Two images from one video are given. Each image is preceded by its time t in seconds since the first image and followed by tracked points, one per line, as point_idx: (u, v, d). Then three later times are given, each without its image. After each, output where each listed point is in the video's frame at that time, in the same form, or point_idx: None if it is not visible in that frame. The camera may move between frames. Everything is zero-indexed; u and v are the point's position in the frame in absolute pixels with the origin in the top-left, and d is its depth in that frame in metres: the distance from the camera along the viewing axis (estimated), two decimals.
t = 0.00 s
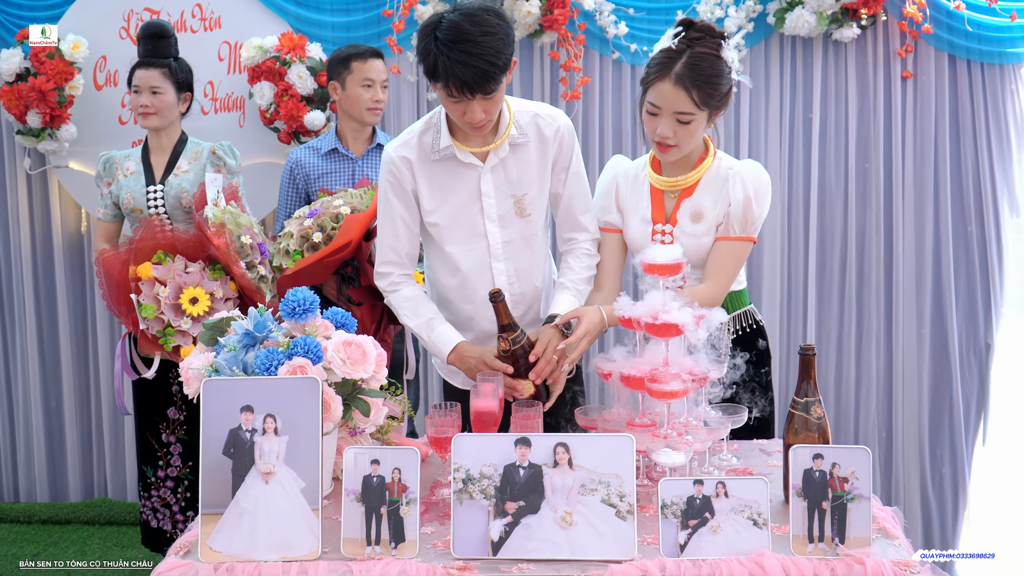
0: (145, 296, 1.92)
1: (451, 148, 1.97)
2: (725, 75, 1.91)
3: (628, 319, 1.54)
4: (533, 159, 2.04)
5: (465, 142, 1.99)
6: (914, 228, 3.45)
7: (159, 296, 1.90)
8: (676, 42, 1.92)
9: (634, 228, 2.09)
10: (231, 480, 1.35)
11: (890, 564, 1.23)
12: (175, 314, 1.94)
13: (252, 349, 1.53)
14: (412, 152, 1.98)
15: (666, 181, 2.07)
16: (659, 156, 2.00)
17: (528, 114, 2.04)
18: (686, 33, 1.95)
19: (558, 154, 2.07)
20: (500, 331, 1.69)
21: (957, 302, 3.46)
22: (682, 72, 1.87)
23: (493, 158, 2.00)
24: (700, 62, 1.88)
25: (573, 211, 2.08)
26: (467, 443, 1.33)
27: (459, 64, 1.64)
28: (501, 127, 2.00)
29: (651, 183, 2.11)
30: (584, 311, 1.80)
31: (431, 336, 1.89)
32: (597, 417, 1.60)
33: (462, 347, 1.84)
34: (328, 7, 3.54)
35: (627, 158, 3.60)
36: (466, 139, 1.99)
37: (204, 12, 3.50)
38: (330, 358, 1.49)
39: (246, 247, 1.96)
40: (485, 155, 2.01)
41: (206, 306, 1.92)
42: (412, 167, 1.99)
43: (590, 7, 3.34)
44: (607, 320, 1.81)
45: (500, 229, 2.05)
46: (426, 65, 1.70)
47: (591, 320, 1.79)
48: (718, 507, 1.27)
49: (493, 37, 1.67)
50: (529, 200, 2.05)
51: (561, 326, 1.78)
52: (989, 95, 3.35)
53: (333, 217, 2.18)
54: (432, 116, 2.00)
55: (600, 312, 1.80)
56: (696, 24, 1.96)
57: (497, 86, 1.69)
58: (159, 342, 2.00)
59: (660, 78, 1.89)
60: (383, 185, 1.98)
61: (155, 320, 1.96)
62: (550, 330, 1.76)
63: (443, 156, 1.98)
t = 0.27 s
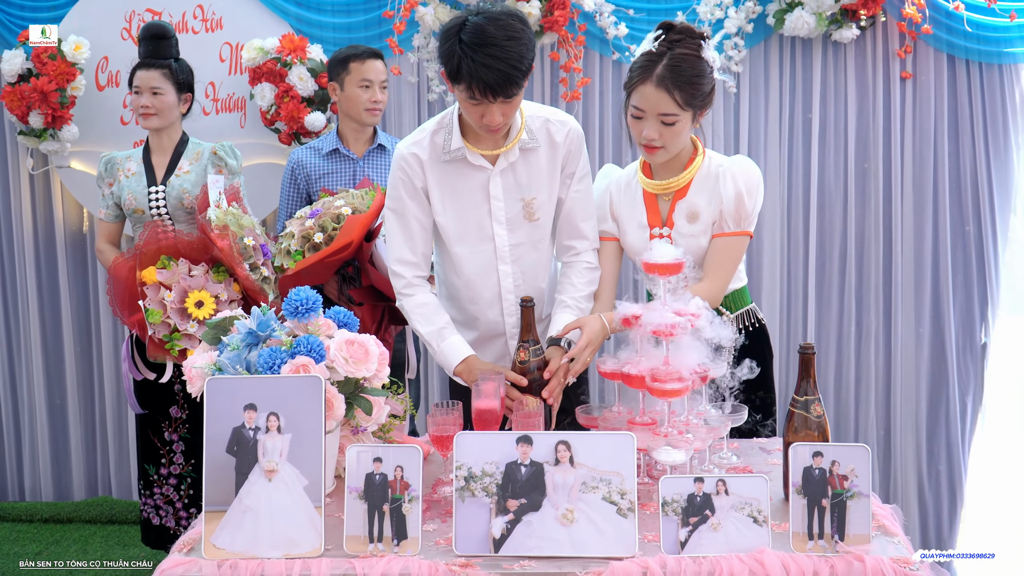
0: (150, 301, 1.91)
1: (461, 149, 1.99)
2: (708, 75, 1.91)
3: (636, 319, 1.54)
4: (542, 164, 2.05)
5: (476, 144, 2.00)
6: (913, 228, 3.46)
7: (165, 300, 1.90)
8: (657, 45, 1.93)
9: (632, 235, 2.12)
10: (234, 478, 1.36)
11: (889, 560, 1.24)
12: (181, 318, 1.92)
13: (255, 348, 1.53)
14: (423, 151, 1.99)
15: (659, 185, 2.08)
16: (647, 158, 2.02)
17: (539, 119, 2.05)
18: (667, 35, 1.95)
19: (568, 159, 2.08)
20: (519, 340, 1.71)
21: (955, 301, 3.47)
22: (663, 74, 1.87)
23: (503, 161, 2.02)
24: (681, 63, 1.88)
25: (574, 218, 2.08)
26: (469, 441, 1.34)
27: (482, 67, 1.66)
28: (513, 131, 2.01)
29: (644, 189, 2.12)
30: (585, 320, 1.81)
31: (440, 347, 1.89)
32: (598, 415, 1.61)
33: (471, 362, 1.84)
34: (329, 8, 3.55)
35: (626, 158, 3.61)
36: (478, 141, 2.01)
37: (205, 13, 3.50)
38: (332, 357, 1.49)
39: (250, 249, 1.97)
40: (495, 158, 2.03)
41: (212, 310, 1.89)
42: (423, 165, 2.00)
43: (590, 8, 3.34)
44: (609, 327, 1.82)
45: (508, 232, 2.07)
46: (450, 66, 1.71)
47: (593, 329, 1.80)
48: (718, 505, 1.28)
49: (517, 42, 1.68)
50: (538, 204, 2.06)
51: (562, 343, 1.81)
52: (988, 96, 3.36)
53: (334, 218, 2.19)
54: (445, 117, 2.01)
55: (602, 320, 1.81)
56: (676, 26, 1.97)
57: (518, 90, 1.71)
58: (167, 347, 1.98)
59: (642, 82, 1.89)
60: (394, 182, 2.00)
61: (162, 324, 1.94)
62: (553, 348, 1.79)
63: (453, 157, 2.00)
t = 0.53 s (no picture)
0: (156, 298, 1.90)
1: (487, 140, 2.01)
2: (696, 72, 1.90)
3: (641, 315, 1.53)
4: (565, 159, 2.07)
5: (502, 137, 2.03)
6: (915, 227, 3.46)
7: (171, 298, 1.89)
8: (643, 47, 1.92)
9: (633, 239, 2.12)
10: (240, 475, 1.36)
11: (897, 558, 1.24)
12: (187, 316, 1.90)
13: (260, 345, 1.53)
14: (449, 141, 2.02)
15: (657, 188, 2.07)
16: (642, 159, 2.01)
17: (563, 116, 2.09)
18: (652, 36, 1.95)
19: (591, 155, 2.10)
20: (531, 352, 1.69)
21: (957, 300, 3.47)
22: (652, 75, 1.86)
23: (526, 155, 2.04)
24: (668, 62, 1.87)
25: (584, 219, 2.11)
26: (476, 438, 1.34)
27: (518, 48, 1.70)
28: (538, 127, 2.04)
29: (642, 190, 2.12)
30: (586, 329, 1.81)
31: (458, 348, 1.88)
32: (604, 413, 1.61)
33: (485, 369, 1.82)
34: (331, 6, 3.55)
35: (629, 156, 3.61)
36: (504, 134, 2.04)
37: (208, 11, 3.50)
38: (338, 355, 1.49)
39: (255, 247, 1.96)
40: (519, 152, 2.05)
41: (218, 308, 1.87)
42: (448, 155, 2.03)
43: (593, 6, 3.33)
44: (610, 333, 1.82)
45: (528, 227, 2.08)
46: (486, 49, 1.75)
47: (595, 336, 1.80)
48: (725, 502, 1.28)
49: (554, 29, 1.74)
50: (559, 200, 2.08)
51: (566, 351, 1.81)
52: (990, 94, 3.35)
53: (338, 216, 2.21)
54: (473, 110, 2.05)
55: (602, 327, 1.81)
56: (661, 26, 1.97)
57: (550, 76, 1.75)
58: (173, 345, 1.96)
59: (630, 86, 1.89)
60: (419, 170, 2.02)
61: (168, 322, 1.92)
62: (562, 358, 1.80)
63: (478, 148, 2.02)
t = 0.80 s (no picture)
0: (162, 306, 1.86)
1: (510, 136, 2.04)
2: (701, 74, 1.90)
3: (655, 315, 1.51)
4: (588, 156, 2.10)
5: (527, 133, 2.06)
6: (918, 227, 3.46)
7: (177, 305, 1.85)
8: (646, 49, 1.91)
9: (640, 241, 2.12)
10: (250, 475, 1.36)
11: (906, 558, 1.24)
12: (194, 323, 1.86)
13: (269, 345, 1.53)
14: (474, 135, 2.05)
15: (661, 190, 2.06)
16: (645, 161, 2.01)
17: (586, 114, 2.10)
18: (656, 37, 1.94)
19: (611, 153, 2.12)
20: (547, 358, 1.69)
21: (960, 300, 3.47)
22: (655, 78, 1.86)
23: (548, 152, 2.07)
24: (672, 65, 1.87)
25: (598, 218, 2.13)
26: (485, 439, 1.34)
27: (551, 36, 1.73)
28: (560, 125, 2.06)
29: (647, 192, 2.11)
30: (594, 338, 1.80)
31: (478, 349, 1.88)
32: (611, 413, 1.61)
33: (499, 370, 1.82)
34: (335, 6, 3.54)
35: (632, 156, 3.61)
36: (529, 130, 2.07)
37: (212, 11, 3.49)
38: (347, 355, 1.49)
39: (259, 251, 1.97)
40: (542, 148, 2.08)
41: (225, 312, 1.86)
42: (472, 149, 2.06)
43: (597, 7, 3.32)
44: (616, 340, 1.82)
45: (549, 223, 2.11)
46: (520, 38, 1.79)
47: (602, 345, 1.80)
48: (735, 502, 1.28)
49: (587, 22, 1.77)
50: (580, 198, 2.11)
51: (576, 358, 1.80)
52: (994, 94, 3.35)
53: (343, 215, 2.21)
54: (497, 106, 2.07)
55: (608, 335, 1.82)
56: (664, 28, 1.96)
57: (580, 67, 1.78)
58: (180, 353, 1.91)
59: (633, 89, 1.89)
60: (442, 164, 2.05)
61: (175, 330, 1.87)
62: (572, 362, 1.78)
63: (501, 143, 2.05)
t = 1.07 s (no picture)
0: (173, 310, 1.88)
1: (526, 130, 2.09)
2: (709, 76, 1.90)
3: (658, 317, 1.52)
4: (603, 149, 2.15)
5: (543, 127, 2.10)
6: (922, 227, 3.46)
7: (187, 308, 1.87)
8: (655, 52, 1.92)
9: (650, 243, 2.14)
10: (263, 475, 1.37)
11: (917, 558, 1.25)
12: (205, 325, 1.88)
13: (281, 346, 1.54)
14: (490, 130, 2.10)
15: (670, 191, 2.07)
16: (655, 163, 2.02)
17: (600, 108, 2.15)
18: (664, 40, 1.95)
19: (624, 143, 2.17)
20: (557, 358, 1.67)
21: (964, 301, 3.48)
22: (664, 80, 1.87)
23: (564, 144, 2.12)
24: (680, 67, 1.87)
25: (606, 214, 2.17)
26: (497, 439, 1.34)
27: (566, 30, 1.75)
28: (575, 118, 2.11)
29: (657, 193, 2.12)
30: (602, 332, 1.82)
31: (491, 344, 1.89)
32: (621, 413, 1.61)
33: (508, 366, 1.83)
34: (341, 7, 3.55)
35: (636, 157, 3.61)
36: (545, 124, 2.11)
37: (218, 12, 3.50)
38: (359, 355, 1.50)
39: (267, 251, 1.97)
40: (557, 141, 2.13)
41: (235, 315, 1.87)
42: (489, 143, 2.11)
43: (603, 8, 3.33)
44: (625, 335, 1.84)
45: (565, 215, 2.15)
46: (534, 33, 1.80)
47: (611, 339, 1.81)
48: (746, 502, 1.28)
49: (600, 16, 1.78)
50: (595, 189, 2.16)
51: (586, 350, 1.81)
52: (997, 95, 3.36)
53: (349, 216, 2.22)
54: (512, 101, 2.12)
55: (617, 329, 1.83)
56: (672, 31, 1.97)
57: (594, 60, 1.79)
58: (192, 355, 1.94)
59: (641, 92, 1.90)
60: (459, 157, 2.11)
61: (186, 333, 1.90)
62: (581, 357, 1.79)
63: (517, 137, 2.10)
